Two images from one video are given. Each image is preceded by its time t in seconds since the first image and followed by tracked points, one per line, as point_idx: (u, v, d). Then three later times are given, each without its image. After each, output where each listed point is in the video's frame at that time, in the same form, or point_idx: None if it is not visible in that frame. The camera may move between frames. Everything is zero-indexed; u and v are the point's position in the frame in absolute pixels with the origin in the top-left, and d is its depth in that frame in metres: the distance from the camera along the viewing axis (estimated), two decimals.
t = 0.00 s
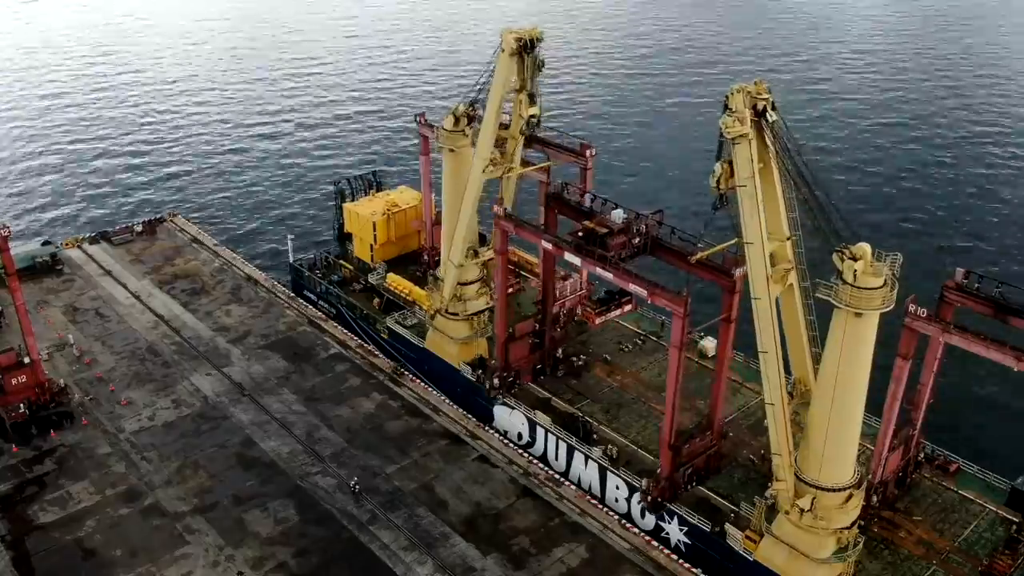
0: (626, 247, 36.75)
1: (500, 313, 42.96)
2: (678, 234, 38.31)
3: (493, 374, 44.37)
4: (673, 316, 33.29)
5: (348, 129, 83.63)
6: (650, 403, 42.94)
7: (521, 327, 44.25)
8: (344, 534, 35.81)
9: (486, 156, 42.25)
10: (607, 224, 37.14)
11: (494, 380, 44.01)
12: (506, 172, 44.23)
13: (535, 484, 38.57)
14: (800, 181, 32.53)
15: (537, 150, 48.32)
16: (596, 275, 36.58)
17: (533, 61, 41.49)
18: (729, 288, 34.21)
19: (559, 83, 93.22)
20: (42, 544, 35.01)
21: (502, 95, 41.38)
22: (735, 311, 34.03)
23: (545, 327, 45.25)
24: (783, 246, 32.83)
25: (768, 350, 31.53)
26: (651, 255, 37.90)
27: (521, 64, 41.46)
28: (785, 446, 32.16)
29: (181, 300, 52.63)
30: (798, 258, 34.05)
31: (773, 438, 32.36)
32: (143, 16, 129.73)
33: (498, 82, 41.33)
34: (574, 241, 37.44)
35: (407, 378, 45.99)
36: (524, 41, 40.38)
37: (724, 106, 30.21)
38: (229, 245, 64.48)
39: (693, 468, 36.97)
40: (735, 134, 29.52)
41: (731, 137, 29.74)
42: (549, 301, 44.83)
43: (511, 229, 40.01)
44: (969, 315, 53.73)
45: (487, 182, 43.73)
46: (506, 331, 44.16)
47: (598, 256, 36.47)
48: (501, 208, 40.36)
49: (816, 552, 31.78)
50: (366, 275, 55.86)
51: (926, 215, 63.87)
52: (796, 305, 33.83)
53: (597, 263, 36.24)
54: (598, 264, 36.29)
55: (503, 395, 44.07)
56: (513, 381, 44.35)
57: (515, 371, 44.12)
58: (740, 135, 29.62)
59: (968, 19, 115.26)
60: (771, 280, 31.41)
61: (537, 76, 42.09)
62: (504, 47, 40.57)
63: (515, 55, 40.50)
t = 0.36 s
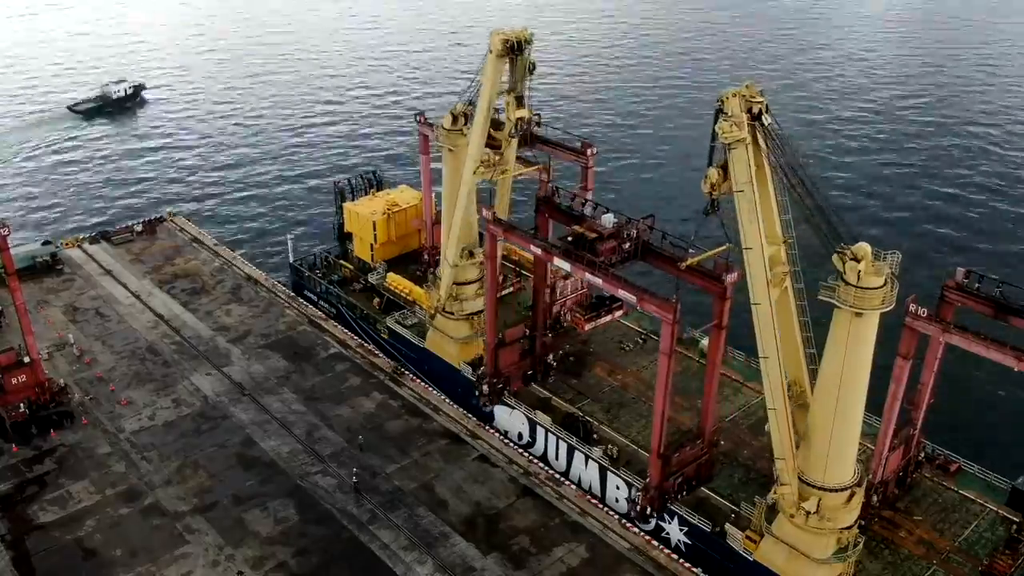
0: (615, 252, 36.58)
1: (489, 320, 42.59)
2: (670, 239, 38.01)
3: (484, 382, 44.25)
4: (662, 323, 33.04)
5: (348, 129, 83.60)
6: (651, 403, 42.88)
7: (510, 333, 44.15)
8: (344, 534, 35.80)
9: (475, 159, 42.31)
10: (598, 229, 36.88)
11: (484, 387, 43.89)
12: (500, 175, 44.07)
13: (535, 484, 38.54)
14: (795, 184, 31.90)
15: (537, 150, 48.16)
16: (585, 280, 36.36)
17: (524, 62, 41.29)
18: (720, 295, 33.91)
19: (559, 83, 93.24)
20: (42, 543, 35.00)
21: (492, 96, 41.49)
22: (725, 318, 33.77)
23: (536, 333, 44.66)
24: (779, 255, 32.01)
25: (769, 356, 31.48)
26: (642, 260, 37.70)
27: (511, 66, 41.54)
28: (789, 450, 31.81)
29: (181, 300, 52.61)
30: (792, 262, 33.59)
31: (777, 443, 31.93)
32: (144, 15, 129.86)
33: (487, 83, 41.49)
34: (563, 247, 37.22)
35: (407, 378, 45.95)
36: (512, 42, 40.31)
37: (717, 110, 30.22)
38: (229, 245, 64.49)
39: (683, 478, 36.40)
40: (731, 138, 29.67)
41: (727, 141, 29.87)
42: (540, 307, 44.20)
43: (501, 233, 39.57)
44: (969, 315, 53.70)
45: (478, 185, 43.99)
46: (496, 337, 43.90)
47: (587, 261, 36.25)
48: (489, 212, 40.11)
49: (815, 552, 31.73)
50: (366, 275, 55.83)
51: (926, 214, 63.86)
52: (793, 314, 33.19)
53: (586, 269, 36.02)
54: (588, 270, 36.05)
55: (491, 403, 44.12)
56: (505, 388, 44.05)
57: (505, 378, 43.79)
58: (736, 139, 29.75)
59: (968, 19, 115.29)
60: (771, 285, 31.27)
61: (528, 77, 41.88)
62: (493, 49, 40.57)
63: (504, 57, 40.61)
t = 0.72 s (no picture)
0: (609, 257, 36.17)
1: (480, 327, 42.29)
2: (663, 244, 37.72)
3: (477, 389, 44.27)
4: (656, 331, 32.74)
5: (349, 128, 83.59)
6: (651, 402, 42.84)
7: (503, 338, 43.65)
8: (344, 534, 35.76)
9: (469, 165, 42.85)
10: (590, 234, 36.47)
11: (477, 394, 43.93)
12: (496, 179, 43.84)
13: (535, 483, 38.52)
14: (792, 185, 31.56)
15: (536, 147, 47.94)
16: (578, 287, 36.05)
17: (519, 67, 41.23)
18: (716, 302, 33.46)
19: (560, 82, 93.20)
20: (42, 543, 34.98)
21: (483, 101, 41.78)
22: (720, 326, 33.28)
23: (528, 338, 44.28)
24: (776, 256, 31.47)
25: (771, 362, 31.36)
26: (636, 265, 37.46)
27: (505, 71, 41.52)
28: (793, 454, 31.43)
29: (181, 299, 52.59)
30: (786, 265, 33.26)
31: (780, 448, 31.53)
32: (146, 14, 129.95)
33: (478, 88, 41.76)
34: (555, 252, 36.77)
35: (407, 378, 45.95)
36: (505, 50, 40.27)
37: (713, 114, 30.09)
38: (229, 244, 64.50)
39: (678, 487, 36.11)
40: (729, 143, 29.52)
41: (725, 146, 29.72)
42: (533, 312, 43.71)
43: (491, 239, 39.26)
44: (970, 315, 53.68)
45: (473, 189, 44.09)
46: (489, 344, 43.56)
47: (580, 267, 35.91)
48: (480, 216, 39.76)
49: (816, 552, 31.68)
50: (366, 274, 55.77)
51: (927, 214, 63.80)
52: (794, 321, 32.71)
53: (579, 274, 35.65)
54: (580, 275, 35.66)
55: (481, 410, 44.48)
56: (497, 395, 44.05)
57: (498, 384, 43.66)
58: (734, 144, 29.60)
59: (970, 18, 115.09)
60: (772, 289, 31.09)
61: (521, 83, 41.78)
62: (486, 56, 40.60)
63: (495, 62, 40.75)
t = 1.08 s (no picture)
0: (595, 262, 35.89)
1: (471, 330, 41.64)
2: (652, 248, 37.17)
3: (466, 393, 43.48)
4: (640, 338, 32.27)
5: (349, 127, 83.63)
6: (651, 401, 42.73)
7: (494, 342, 42.91)
8: (344, 533, 35.76)
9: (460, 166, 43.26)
10: (576, 239, 36.62)
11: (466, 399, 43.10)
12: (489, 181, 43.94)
13: (535, 483, 38.51)
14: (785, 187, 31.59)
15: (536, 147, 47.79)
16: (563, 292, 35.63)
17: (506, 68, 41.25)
18: (701, 307, 33.07)
19: (561, 81, 93.10)
20: (42, 543, 34.99)
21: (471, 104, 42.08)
22: (708, 334, 33.03)
23: (520, 342, 43.64)
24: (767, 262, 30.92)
25: (770, 367, 31.32)
26: (624, 271, 36.92)
27: (494, 73, 41.62)
28: (795, 457, 31.37)
29: (181, 299, 52.60)
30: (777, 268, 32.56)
31: (782, 451, 31.45)
32: (146, 14, 129.76)
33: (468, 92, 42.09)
34: (542, 257, 36.61)
35: (407, 377, 45.97)
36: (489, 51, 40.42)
37: (701, 124, 29.88)
38: (229, 243, 64.53)
39: (665, 494, 35.95)
40: (718, 152, 29.36)
41: (715, 156, 29.54)
42: (524, 318, 42.98)
43: (480, 243, 38.91)
44: (971, 314, 53.65)
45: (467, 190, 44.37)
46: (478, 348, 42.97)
47: (565, 272, 35.54)
48: (469, 222, 39.29)
49: (816, 553, 31.60)
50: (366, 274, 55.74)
51: (928, 213, 63.75)
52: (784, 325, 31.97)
53: (564, 279, 35.36)
54: (566, 281, 35.47)
55: (472, 416, 42.99)
56: (487, 400, 43.39)
57: (487, 389, 43.02)
58: (725, 154, 29.47)
59: (972, 16, 114.83)
60: (769, 294, 30.94)
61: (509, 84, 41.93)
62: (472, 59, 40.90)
63: (483, 65, 40.92)
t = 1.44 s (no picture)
0: (581, 270, 35.47)
1: (459, 337, 41.02)
2: (639, 255, 36.74)
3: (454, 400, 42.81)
4: (625, 347, 31.66)
5: (348, 126, 83.67)
6: (651, 401, 42.66)
7: (482, 348, 42.45)
8: (344, 533, 35.74)
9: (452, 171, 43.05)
10: (563, 245, 36.03)
11: (453, 405, 42.40)
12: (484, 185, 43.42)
13: (535, 483, 38.47)
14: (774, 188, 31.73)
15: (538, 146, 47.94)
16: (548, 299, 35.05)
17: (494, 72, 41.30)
18: (688, 315, 32.58)
19: (561, 81, 93.10)
20: (42, 542, 34.97)
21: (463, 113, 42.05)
22: (695, 342, 32.59)
23: (508, 348, 43.13)
24: (757, 265, 30.62)
25: (767, 373, 31.18)
26: (611, 278, 36.48)
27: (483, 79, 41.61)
28: (794, 458, 31.30)
29: (181, 298, 52.58)
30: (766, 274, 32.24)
31: (781, 453, 31.34)
32: (148, 12, 129.76)
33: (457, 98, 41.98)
34: (526, 264, 35.97)
35: (407, 376, 45.97)
36: (477, 57, 40.42)
37: (685, 131, 30.03)
38: (229, 243, 64.54)
39: (652, 504, 35.50)
40: (704, 160, 29.40)
41: (701, 163, 29.62)
42: (513, 325, 42.38)
43: (466, 248, 38.05)
44: (972, 314, 53.59)
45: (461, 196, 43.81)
46: (466, 354, 42.43)
47: (551, 279, 35.00)
48: (456, 227, 38.33)
49: (815, 553, 31.47)
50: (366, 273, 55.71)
51: (930, 212, 63.59)
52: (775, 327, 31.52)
53: (549, 286, 34.72)
54: (552, 288, 34.80)
55: (459, 423, 42.35)
56: (475, 406, 42.84)
57: (475, 396, 42.44)
58: (711, 160, 29.54)
59: (973, 19, 114.85)
60: (762, 298, 30.82)
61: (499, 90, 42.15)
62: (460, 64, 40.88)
63: (472, 71, 40.90)
